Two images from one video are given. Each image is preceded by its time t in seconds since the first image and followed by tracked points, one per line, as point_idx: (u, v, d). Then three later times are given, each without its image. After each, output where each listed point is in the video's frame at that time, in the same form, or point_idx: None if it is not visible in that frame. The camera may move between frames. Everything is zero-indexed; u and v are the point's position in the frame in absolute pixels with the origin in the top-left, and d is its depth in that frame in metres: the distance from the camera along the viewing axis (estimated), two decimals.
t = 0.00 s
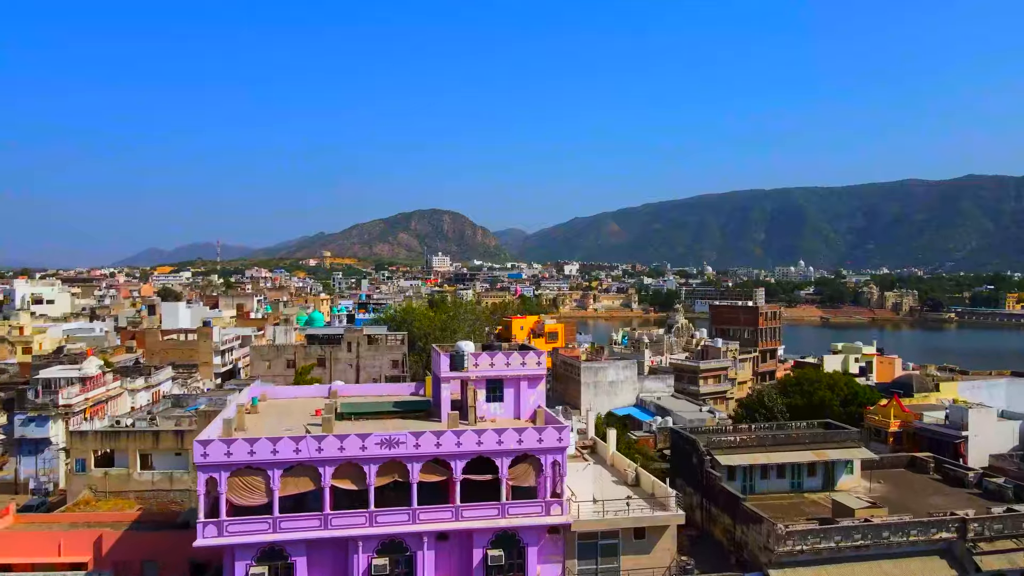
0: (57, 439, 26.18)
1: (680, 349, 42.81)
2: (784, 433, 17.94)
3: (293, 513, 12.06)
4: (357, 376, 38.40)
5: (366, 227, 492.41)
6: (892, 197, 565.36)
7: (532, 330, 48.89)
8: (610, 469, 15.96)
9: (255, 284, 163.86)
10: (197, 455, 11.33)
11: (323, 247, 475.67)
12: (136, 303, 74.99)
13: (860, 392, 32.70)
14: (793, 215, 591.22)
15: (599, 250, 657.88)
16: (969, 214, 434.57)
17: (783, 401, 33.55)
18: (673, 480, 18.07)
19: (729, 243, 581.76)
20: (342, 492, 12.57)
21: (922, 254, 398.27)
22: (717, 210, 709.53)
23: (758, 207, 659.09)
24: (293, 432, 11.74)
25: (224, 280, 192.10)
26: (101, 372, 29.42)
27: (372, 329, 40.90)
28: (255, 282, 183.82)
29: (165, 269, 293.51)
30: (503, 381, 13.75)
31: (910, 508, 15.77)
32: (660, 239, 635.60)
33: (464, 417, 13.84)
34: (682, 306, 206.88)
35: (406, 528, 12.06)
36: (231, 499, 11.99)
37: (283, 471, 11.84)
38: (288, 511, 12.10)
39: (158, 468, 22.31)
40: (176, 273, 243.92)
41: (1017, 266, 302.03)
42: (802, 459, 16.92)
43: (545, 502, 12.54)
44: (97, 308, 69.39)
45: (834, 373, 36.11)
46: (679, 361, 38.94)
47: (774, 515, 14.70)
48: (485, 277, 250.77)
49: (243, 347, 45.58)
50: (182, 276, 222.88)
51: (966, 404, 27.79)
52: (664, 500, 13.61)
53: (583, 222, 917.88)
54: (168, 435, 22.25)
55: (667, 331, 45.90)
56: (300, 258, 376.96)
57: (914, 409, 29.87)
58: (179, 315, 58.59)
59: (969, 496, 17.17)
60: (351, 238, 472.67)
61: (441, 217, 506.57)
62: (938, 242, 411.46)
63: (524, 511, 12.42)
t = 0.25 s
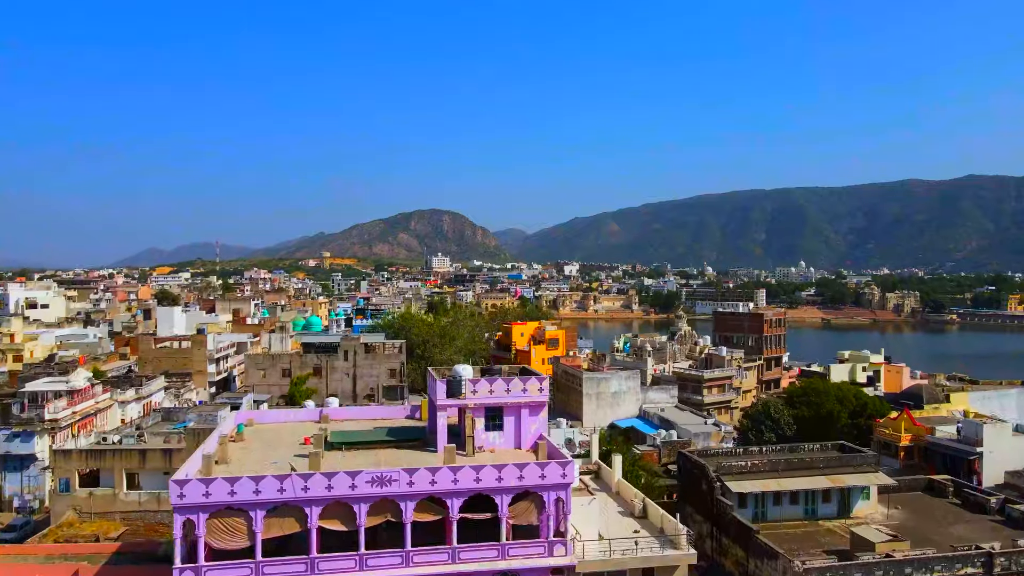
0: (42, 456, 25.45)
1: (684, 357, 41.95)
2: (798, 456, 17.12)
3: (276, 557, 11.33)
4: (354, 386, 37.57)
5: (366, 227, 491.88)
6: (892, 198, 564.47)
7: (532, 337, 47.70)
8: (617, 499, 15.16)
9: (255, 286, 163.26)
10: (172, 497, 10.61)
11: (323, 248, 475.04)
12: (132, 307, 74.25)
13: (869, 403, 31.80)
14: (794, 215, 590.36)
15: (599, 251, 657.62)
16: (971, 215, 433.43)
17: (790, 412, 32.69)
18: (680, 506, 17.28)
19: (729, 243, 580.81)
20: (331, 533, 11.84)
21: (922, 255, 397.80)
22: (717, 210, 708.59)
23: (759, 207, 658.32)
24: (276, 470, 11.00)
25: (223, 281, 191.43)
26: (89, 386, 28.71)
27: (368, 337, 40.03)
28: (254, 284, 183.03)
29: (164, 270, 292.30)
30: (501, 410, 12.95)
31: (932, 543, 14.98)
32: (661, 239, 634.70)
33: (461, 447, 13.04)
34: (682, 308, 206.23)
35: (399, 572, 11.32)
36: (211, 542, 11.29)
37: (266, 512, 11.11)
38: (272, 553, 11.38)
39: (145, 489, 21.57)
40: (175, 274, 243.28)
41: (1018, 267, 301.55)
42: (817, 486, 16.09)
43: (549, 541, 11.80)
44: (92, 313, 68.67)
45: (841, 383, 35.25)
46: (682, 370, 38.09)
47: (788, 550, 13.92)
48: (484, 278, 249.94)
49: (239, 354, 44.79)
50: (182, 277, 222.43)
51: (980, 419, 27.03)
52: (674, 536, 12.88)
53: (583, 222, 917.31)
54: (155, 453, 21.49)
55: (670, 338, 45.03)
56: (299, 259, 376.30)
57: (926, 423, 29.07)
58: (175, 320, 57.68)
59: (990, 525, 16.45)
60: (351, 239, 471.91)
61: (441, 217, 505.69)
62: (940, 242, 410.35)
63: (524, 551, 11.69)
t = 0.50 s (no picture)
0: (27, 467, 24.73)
1: (687, 361, 41.22)
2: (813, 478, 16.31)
3: None
4: (351, 391, 36.79)
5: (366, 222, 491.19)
6: (893, 193, 563.10)
7: (533, 340, 47.48)
8: (623, 528, 14.37)
9: (254, 284, 162.51)
10: (144, 542, 9.85)
11: (323, 243, 474.15)
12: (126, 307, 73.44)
13: (880, 411, 30.45)
14: (794, 211, 589.13)
15: (599, 246, 657.04)
16: (971, 210, 432.21)
17: (798, 420, 31.81)
18: (689, 530, 16.47)
19: (729, 239, 579.77)
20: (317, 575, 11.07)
21: (923, 250, 397.07)
22: (718, 205, 707.07)
23: (759, 203, 657.09)
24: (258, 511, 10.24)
25: (221, 278, 190.76)
26: (77, 394, 28.00)
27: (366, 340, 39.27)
28: (253, 281, 182.42)
29: (163, 267, 291.57)
30: (501, 438, 12.15)
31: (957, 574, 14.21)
32: (661, 234, 633.52)
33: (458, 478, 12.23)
34: (682, 305, 205.47)
35: None
36: None
37: (247, 555, 10.36)
38: None
39: (131, 506, 20.79)
40: (175, 270, 242.63)
41: (1020, 263, 300.86)
42: (833, 512, 15.26)
43: None
44: (86, 313, 67.86)
45: (849, 389, 34.40)
46: (686, 375, 37.36)
47: None
48: (484, 274, 249.19)
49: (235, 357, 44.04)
50: (180, 273, 221.58)
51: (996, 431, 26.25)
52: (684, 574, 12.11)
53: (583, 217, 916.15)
54: (142, 469, 20.72)
55: (672, 340, 44.13)
56: (299, 255, 375.64)
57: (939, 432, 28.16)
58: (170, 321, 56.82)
59: (1015, 551, 15.70)
60: (350, 234, 470.87)
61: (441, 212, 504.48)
62: (940, 238, 409.15)
63: None
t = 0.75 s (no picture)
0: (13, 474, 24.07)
1: (691, 358, 40.39)
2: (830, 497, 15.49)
3: None
4: (348, 390, 35.94)
5: (366, 210, 489.86)
6: (894, 181, 561.15)
7: (533, 335, 46.73)
8: (630, 552, 13.60)
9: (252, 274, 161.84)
10: None
11: (323, 232, 472.91)
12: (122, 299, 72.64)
13: (889, 412, 29.96)
14: (795, 199, 587.37)
15: (599, 234, 655.66)
16: (973, 199, 430.65)
17: (806, 421, 30.96)
18: (699, 549, 15.69)
19: (730, 227, 578.29)
20: None
21: (924, 239, 395.76)
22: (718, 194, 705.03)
23: (760, 191, 655.20)
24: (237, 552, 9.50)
25: (220, 268, 190.07)
26: (65, 397, 27.29)
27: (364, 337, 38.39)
28: (251, 270, 181.61)
29: (162, 256, 290.79)
30: (501, 464, 11.36)
31: None
32: (662, 223, 631.97)
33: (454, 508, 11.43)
34: (683, 295, 204.62)
35: None
36: None
37: None
38: None
39: (119, 517, 20.04)
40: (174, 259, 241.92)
41: (1022, 250, 299.53)
42: (850, 533, 14.50)
43: None
44: (81, 307, 67.08)
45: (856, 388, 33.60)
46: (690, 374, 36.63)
47: None
48: (484, 263, 248.31)
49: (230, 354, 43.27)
50: (179, 263, 220.89)
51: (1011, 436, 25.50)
52: None
53: (583, 205, 914.28)
54: (128, 480, 19.92)
55: (675, 336, 43.31)
56: (298, 244, 374.54)
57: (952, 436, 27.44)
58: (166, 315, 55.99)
59: None
60: (350, 223, 469.71)
61: (441, 200, 502.92)
62: (942, 227, 407.92)
63: None
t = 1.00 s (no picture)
0: None
1: (695, 350, 39.61)
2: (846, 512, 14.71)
3: None
4: (345, 383, 35.19)
5: (365, 193, 488.05)
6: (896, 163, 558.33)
7: (533, 325, 46.04)
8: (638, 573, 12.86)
9: (251, 259, 161.09)
10: None
11: (322, 214, 471.25)
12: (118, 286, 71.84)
13: (898, 408, 29.50)
14: (796, 182, 584.80)
15: (599, 216, 653.89)
16: (975, 181, 428.59)
17: (813, 416, 30.22)
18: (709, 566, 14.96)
19: (731, 210, 576.41)
20: None
21: (926, 221, 394.39)
22: (719, 176, 702.08)
23: (761, 173, 652.37)
24: None
25: (219, 252, 189.33)
26: (53, 394, 26.53)
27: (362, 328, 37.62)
28: (251, 255, 180.67)
29: (161, 239, 289.62)
30: (501, 488, 10.59)
31: None
32: (662, 205, 629.84)
33: (451, 535, 10.65)
34: (684, 279, 203.91)
35: None
36: None
37: None
38: None
39: (106, 523, 19.34)
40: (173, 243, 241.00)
41: None
42: (869, 550, 13.76)
43: None
44: (77, 294, 66.32)
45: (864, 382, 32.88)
46: (694, 367, 35.92)
47: None
48: (485, 247, 247.28)
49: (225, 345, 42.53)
50: (178, 246, 220.07)
51: None
52: None
53: (584, 188, 911.38)
54: (114, 485, 19.21)
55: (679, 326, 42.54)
56: (298, 227, 373.48)
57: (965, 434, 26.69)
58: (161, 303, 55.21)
59: None
60: (350, 205, 468.04)
61: (440, 183, 500.86)
62: (943, 210, 406.26)
63: None
